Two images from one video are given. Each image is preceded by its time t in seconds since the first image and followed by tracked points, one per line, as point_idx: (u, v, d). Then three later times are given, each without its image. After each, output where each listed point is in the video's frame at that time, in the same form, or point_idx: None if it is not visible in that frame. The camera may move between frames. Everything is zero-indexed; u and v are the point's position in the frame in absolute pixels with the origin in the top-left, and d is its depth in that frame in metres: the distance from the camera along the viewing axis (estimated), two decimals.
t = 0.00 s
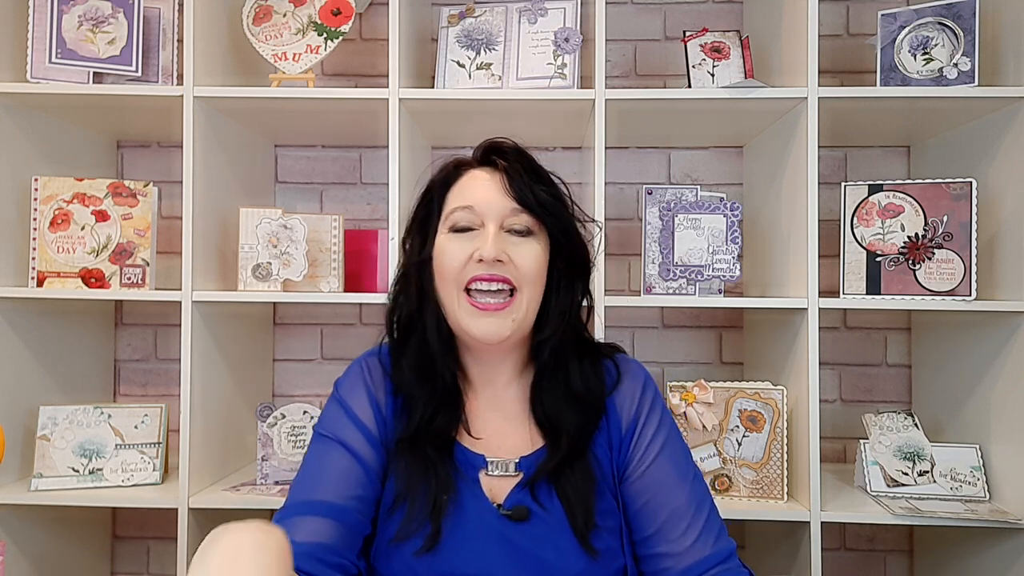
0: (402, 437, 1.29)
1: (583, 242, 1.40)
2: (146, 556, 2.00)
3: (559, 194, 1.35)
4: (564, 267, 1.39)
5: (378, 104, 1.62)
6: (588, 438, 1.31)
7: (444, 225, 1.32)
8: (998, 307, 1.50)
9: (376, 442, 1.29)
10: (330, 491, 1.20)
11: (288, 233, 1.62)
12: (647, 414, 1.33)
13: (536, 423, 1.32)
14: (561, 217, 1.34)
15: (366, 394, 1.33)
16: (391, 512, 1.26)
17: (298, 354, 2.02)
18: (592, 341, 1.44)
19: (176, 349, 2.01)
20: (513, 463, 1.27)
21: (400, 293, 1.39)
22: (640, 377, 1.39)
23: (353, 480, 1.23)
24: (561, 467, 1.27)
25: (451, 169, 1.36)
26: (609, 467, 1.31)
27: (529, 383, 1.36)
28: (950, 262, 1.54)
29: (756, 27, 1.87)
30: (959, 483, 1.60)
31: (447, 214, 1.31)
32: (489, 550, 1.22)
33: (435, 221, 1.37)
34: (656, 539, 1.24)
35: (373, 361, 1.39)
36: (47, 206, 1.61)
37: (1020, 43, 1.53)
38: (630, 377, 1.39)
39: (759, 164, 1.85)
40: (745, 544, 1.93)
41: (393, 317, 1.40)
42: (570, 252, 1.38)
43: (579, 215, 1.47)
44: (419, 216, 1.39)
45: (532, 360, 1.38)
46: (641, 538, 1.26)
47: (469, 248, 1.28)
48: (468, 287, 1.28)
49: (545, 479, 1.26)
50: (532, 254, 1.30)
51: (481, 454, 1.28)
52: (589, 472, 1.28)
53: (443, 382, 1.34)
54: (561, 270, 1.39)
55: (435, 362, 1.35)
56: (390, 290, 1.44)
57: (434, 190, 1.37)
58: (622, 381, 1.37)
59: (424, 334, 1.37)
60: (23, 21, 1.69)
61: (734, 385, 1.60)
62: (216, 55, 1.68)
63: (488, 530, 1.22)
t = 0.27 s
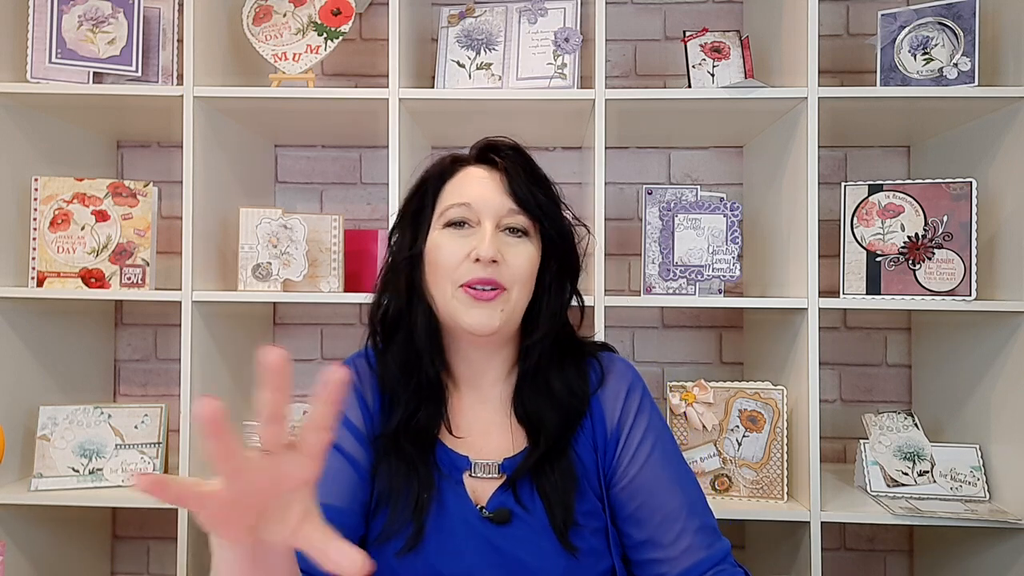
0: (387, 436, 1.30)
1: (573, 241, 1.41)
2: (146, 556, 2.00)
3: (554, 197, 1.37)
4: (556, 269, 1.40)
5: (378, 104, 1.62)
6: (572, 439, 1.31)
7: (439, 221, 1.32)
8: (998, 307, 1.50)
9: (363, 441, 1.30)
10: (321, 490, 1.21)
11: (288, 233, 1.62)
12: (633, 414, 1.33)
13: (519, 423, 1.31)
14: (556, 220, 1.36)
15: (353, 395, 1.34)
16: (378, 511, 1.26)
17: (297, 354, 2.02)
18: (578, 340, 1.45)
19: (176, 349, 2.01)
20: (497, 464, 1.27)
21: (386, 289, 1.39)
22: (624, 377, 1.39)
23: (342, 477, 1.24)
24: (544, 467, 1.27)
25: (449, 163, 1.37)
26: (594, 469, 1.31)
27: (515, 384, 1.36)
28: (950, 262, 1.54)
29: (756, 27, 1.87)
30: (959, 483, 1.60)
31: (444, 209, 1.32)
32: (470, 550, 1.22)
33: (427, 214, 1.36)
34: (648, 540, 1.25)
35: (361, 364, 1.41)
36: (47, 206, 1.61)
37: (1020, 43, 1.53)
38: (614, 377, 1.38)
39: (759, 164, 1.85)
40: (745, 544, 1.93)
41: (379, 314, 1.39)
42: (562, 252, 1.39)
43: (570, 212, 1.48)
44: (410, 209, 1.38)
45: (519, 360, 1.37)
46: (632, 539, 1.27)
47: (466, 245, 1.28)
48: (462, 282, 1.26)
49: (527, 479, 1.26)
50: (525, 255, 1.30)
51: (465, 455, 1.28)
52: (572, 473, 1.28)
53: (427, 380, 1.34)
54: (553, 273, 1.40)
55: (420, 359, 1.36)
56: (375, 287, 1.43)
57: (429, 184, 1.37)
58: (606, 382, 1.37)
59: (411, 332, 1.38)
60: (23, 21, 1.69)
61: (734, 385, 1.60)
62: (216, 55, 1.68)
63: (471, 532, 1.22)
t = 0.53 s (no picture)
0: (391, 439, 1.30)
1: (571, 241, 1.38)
2: (146, 556, 2.00)
3: (544, 199, 1.33)
4: (556, 269, 1.37)
5: (378, 104, 1.62)
6: (577, 439, 1.32)
7: (431, 238, 1.31)
8: (998, 307, 1.50)
9: (366, 440, 1.29)
10: (322, 490, 1.20)
11: (288, 233, 1.62)
12: (637, 413, 1.32)
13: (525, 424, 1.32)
14: (549, 226, 1.33)
15: (356, 394, 1.33)
16: (380, 511, 1.27)
17: (297, 354, 2.02)
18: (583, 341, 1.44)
19: (176, 349, 2.01)
20: (502, 465, 1.28)
21: (385, 298, 1.39)
22: (630, 376, 1.38)
23: (343, 478, 1.23)
24: (549, 467, 1.28)
25: (434, 173, 1.34)
26: (599, 468, 1.31)
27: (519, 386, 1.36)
28: (950, 262, 1.54)
29: (756, 27, 1.87)
30: (959, 483, 1.60)
31: (433, 226, 1.30)
32: (478, 551, 1.22)
33: (420, 227, 1.35)
34: (649, 539, 1.24)
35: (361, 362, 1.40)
36: (47, 206, 1.61)
37: (1020, 43, 1.53)
38: (622, 375, 1.38)
39: (759, 164, 1.85)
40: (744, 544, 1.94)
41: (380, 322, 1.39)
42: (558, 255, 1.35)
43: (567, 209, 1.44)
44: (404, 220, 1.37)
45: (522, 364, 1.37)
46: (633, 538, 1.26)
47: (458, 264, 1.27)
48: (458, 301, 1.27)
49: (533, 479, 1.27)
50: (520, 265, 1.29)
51: (470, 456, 1.29)
52: (577, 473, 1.29)
53: (428, 387, 1.34)
54: (552, 274, 1.37)
55: (420, 367, 1.35)
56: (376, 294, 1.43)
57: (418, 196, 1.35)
58: (611, 381, 1.37)
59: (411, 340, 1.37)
60: (23, 21, 1.69)
61: (734, 385, 1.60)
62: (216, 55, 1.68)
63: (478, 532, 1.23)
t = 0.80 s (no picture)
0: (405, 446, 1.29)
1: (583, 244, 1.36)
2: (146, 556, 2.00)
3: (555, 204, 1.32)
4: (568, 271, 1.36)
5: (378, 104, 1.62)
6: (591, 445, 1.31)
7: (442, 247, 1.31)
8: (998, 307, 1.50)
9: (376, 442, 1.29)
10: (330, 491, 1.21)
11: (288, 233, 1.62)
12: (648, 416, 1.33)
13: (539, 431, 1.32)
14: (561, 231, 1.32)
15: (368, 395, 1.33)
16: (391, 518, 1.26)
17: (298, 354, 2.02)
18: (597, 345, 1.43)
19: (176, 349, 2.01)
20: (516, 470, 1.28)
21: (398, 305, 1.38)
22: (642, 379, 1.39)
23: (352, 480, 1.23)
24: (565, 475, 1.27)
25: (445, 180, 1.34)
26: (611, 472, 1.31)
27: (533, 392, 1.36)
28: (950, 262, 1.54)
29: (756, 27, 1.87)
30: (959, 483, 1.60)
31: (444, 234, 1.30)
32: (493, 559, 1.22)
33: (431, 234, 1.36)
34: (658, 541, 1.24)
35: (373, 362, 1.39)
36: (47, 206, 1.61)
37: (1020, 43, 1.53)
38: (633, 378, 1.38)
39: (759, 164, 1.85)
40: (745, 544, 1.94)
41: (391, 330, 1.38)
42: (570, 259, 1.34)
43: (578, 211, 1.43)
44: (415, 228, 1.36)
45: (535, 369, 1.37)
46: (642, 540, 1.27)
47: (469, 272, 1.27)
48: (470, 310, 1.28)
49: (548, 488, 1.27)
50: (532, 272, 1.29)
51: (483, 460, 1.29)
52: (591, 478, 1.29)
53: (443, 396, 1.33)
54: (564, 277, 1.36)
55: (434, 375, 1.34)
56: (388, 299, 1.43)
57: (427, 202, 1.35)
58: (624, 384, 1.37)
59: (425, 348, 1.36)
60: (23, 21, 1.69)
61: (734, 385, 1.60)
62: (216, 55, 1.68)
63: (491, 539, 1.23)
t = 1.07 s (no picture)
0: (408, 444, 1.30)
1: (590, 244, 1.37)
2: (146, 556, 2.00)
3: (562, 204, 1.33)
4: (574, 270, 1.35)
5: (378, 104, 1.62)
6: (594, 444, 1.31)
7: (448, 242, 1.31)
8: (998, 307, 1.50)
9: (378, 442, 1.29)
10: (332, 491, 1.21)
11: (288, 233, 1.62)
12: (651, 416, 1.33)
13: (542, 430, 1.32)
14: (567, 230, 1.32)
15: (370, 395, 1.33)
16: (394, 518, 1.26)
17: (298, 354, 2.02)
18: (602, 346, 1.43)
19: (176, 349, 2.01)
20: (519, 469, 1.28)
21: (404, 301, 1.39)
22: (646, 379, 1.39)
23: (354, 480, 1.23)
24: (569, 474, 1.27)
25: (453, 177, 1.34)
26: (615, 471, 1.31)
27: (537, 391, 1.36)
28: (950, 262, 1.54)
29: (756, 27, 1.87)
30: (959, 483, 1.60)
31: (451, 230, 1.31)
32: (497, 558, 1.22)
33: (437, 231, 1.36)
34: (660, 540, 1.24)
35: (376, 362, 1.39)
36: (47, 206, 1.61)
37: (1020, 43, 1.53)
38: (637, 378, 1.38)
39: (759, 164, 1.85)
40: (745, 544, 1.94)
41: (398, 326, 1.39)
42: (575, 258, 1.35)
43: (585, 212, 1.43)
44: (422, 225, 1.37)
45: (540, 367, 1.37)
46: (644, 540, 1.27)
47: (475, 268, 1.28)
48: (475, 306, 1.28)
49: (552, 486, 1.26)
50: (537, 270, 1.29)
51: (487, 459, 1.29)
52: (594, 478, 1.29)
53: (447, 394, 1.33)
54: (570, 276, 1.36)
55: (438, 372, 1.35)
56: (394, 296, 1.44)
57: (434, 199, 1.35)
58: (628, 383, 1.37)
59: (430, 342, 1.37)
60: (23, 21, 1.69)
61: (734, 385, 1.60)
62: (216, 55, 1.68)
63: (496, 538, 1.23)
